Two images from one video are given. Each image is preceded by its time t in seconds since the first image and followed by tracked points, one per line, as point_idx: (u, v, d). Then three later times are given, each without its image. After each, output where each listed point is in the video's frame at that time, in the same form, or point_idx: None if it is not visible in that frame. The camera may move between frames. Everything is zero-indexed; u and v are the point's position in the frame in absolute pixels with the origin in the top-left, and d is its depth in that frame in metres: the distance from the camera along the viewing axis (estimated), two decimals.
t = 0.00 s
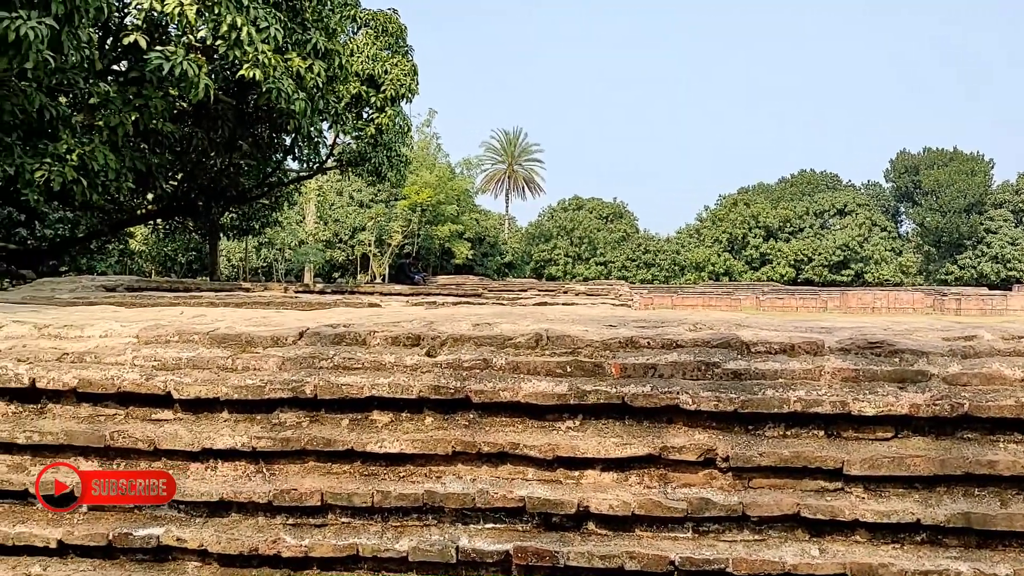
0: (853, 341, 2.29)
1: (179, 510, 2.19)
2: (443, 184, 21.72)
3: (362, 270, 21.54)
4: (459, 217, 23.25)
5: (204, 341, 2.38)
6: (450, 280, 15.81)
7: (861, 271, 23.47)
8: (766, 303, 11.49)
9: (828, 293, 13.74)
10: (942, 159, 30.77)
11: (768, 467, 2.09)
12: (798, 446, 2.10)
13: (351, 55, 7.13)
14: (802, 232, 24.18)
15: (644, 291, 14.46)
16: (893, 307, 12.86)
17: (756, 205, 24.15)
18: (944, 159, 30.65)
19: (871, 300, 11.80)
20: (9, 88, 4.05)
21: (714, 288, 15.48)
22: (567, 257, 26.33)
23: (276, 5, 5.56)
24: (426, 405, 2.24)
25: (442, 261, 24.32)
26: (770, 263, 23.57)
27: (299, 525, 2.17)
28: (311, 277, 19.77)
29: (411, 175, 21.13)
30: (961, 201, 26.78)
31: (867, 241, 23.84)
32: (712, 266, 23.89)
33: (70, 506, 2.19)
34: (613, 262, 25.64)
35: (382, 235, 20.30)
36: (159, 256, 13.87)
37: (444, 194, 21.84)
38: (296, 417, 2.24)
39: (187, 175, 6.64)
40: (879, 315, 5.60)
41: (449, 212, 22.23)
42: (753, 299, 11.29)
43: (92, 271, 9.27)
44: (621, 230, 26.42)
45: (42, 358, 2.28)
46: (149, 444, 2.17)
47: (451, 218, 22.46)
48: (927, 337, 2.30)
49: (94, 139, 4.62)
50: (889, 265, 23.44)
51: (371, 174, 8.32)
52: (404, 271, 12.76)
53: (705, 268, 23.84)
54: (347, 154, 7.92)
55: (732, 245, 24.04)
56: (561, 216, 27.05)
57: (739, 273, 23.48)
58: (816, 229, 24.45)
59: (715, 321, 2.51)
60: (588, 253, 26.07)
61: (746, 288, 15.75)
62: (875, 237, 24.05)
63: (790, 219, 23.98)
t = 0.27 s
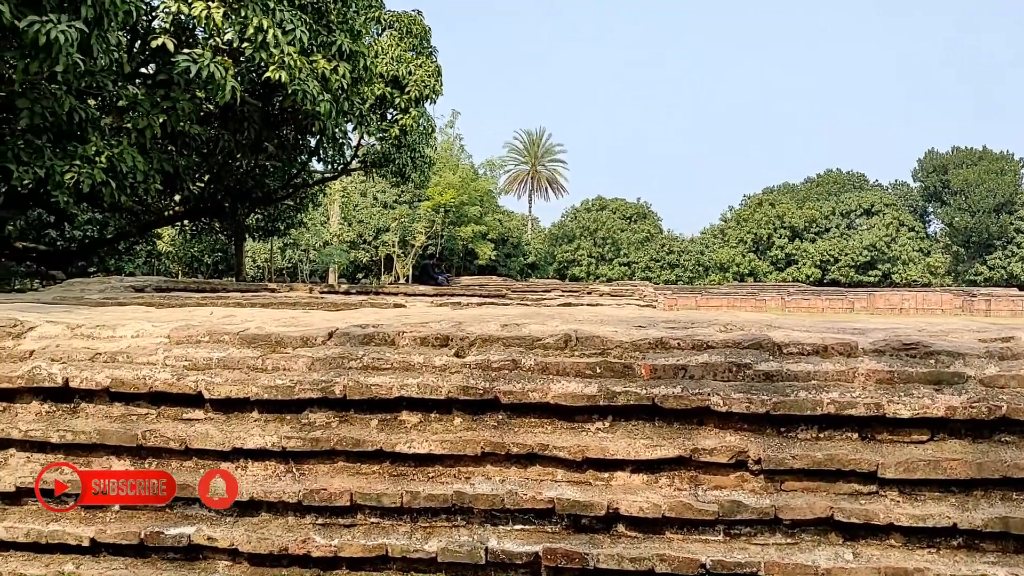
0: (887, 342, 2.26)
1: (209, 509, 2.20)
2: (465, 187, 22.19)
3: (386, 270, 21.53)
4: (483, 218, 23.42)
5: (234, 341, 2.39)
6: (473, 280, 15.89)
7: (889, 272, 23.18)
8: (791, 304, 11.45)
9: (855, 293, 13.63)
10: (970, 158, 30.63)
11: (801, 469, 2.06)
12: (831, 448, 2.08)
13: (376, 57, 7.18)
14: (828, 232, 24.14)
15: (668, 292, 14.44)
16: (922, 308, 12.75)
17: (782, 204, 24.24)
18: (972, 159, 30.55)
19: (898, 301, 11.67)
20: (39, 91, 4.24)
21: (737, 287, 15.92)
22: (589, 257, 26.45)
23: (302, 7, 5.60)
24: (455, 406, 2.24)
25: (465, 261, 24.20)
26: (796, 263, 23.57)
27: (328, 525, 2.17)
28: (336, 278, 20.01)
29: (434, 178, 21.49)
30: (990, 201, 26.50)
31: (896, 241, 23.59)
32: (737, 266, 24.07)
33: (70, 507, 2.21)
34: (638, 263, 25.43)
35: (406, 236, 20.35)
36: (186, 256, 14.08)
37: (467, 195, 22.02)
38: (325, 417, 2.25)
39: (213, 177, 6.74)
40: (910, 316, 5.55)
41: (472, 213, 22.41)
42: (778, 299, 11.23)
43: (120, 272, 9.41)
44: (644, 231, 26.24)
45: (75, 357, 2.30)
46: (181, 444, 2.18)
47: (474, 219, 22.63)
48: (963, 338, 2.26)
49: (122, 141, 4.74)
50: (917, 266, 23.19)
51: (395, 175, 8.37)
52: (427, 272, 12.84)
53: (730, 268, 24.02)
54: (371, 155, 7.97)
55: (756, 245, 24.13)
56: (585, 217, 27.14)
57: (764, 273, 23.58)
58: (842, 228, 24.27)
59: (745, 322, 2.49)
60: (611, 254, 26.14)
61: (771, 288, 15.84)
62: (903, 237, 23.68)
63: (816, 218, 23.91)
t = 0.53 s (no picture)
0: (921, 344, 2.24)
1: (240, 509, 2.21)
2: (487, 188, 22.51)
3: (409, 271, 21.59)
4: (504, 219, 23.61)
5: (265, 342, 2.40)
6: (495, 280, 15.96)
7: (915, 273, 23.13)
8: (815, 303, 11.53)
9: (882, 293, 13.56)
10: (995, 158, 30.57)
11: (834, 473, 2.05)
12: (866, 451, 2.06)
13: (399, 58, 7.21)
14: (852, 233, 24.33)
15: (693, 292, 14.44)
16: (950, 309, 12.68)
17: (805, 205, 24.53)
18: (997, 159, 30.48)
19: (925, 302, 11.58)
20: (67, 95, 4.29)
21: (760, 288, 16.65)
22: (612, 258, 26.26)
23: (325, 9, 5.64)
24: (485, 407, 2.24)
25: (486, 262, 24.30)
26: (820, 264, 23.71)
27: (358, 525, 2.18)
28: (360, 279, 20.25)
29: (456, 179, 21.89)
30: (1016, 200, 26.24)
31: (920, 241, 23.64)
32: (760, 267, 24.34)
33: (70, 506, 2.22)
34: (660, 263, 25.42)
35: (428, 237, 20.40)
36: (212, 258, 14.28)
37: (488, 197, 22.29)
38: (355, 418, 2.26)
39: (239, 179, 6.78)
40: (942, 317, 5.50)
41: (494, 214, 22.67)
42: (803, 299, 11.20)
43: (145, 273, 9.54)
44: (666, 231, 25.90)
45: (109, 358, 2.32)
46: (212, 444, 2.19)
47: (496, 220, 22.87)
48: (999, 341, 2.23)
49: (149, 143, 4.80)
50: (943, 266, 23.16)
51: (418, 176, 8.41)
52: (450, 273, 12.92)
53: (753, 269, 24.35)
54: (395, 157, 8.02)
55: (779, 246, 24.38)
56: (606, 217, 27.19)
57: (787, 273, 23.83)
58: (867, 228, 24.47)
59: (777, 323, 2.47)
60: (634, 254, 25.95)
61: (795, 289, 16.15)
62: (929, 238, 23.79)
63: (839, 219, 24.16)
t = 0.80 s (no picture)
0: (957, 347, 2.22)
1: (270, 508, 2.22)
2: (508, 188, 22.31)
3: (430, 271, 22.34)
4: (525, 219, 23.75)
5: (296, 342, 2.41)
6: (517, 281, 16.00)
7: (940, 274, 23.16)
8: (839, 305, 11.18)
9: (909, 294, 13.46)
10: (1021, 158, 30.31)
11: (867, 475, 2.03)
12: (900, 454, 2.04)
13: (422, 58, 7.24)
14: (879, 232, 23.99)
15: (717, 293, 14.41)
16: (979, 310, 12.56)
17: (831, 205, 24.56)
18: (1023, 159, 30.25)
19: (953, 303, 11.46)
20: (95, 97, 4.41)
21: (783, 287, 17.28)
22: (632, 258, 26.33)
23: (349, 11, 5.67)
24: (514, 407, 2.24)
25: (508, 263, 24.40)
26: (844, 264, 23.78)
27: (388, 525, 2.18)
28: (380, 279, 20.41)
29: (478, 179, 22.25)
30: None
31: (948, 241, 23.41)
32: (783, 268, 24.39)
33: (70, 506, 2.25)
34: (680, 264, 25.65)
35: (450, 237, 21.07)
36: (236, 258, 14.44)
37: (509, 198, 22.48)
38: (385, 418, 2.26)
39: (263, 179, 6.78)
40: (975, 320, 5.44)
41: (516, 215, 22.79)
42: (828, 300, 11.14)
43: (169, 273, 9.64)
44: (688, 231, 25.88)
45: (141, 357, 2.34)
46: (243, 443, 2.21)
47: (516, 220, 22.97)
48: None
49: (176, 144, 4.85)
50: (970, 267, 22.94)
51: (440, 177, 8.43)
52: (472, 274, 12.96)
53: (775, 270, 24.46)
54: (417, 158, 8.05)
55: (803, 247, 24.54)
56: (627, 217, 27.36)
57: (811, 274, 23.92)
58: (894, 228, 24.07)
59: (809, 325, 2.45)
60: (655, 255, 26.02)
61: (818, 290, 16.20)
62: (957, 237, 23.57)
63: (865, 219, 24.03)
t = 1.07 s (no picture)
0: (992, 347, 2.19)
1: (299, 506, 2.23)
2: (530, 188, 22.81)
3: (451, 271, 22.89)
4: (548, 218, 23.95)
5: (324, 341, 2.42)
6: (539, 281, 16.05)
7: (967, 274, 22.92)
8: (865, 305, 11.06)
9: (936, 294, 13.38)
10: None
11: (901, 477, 2.01)
12: (934, 456, 2.02)
13: (445, 58, 7.26)
14: (904, 233, 24.05)
15: (741, 293, 14.39)
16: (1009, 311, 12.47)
17: (857, 203, 24.53)
18: None
19: (981, 303, 11.35)
20: (122, 98, 4.48)
21: (807, 287, 17.21)
22: (655, 258, 26.47)
23: (373, 12, 5.70)
24: (542, 407, 2.23)
25: (529, 263, 24.26)
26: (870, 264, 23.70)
27: (416, 524, 2.18)
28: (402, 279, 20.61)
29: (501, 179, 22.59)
30: None
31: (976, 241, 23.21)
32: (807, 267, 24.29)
33: (69, 506, 2.27)
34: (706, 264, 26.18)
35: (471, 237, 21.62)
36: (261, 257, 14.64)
37: (532, 197, 22.72)
38: (413, 417, 2.27)
39: (286, 180, 6.84)
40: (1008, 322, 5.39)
41: (538, 214, 22.93)
42: (853, 301, 11.09)
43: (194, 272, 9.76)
44: (711, 231, 25.72)
45: (172, 355, 2.36)
46: (273, 441, 2.22)
47: (539, 219, 23.20)
48: None
49: (201, 145, 4.89)
50: (998, 267, 22.70)
51: (462, 177, 8.44)
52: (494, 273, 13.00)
53: (800, 270, 24.21)
54: (440, 157, 8.08)
55: (828, 246, 24.58)
56: (648, 217, 27.26)
57: (836, 274, 23.84)
58: (919, 228, 24.10)
59: (841, 325, 2.43)
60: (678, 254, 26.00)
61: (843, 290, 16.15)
62: (983, 238, 23.33)
63: (890, 218, 24.08)
